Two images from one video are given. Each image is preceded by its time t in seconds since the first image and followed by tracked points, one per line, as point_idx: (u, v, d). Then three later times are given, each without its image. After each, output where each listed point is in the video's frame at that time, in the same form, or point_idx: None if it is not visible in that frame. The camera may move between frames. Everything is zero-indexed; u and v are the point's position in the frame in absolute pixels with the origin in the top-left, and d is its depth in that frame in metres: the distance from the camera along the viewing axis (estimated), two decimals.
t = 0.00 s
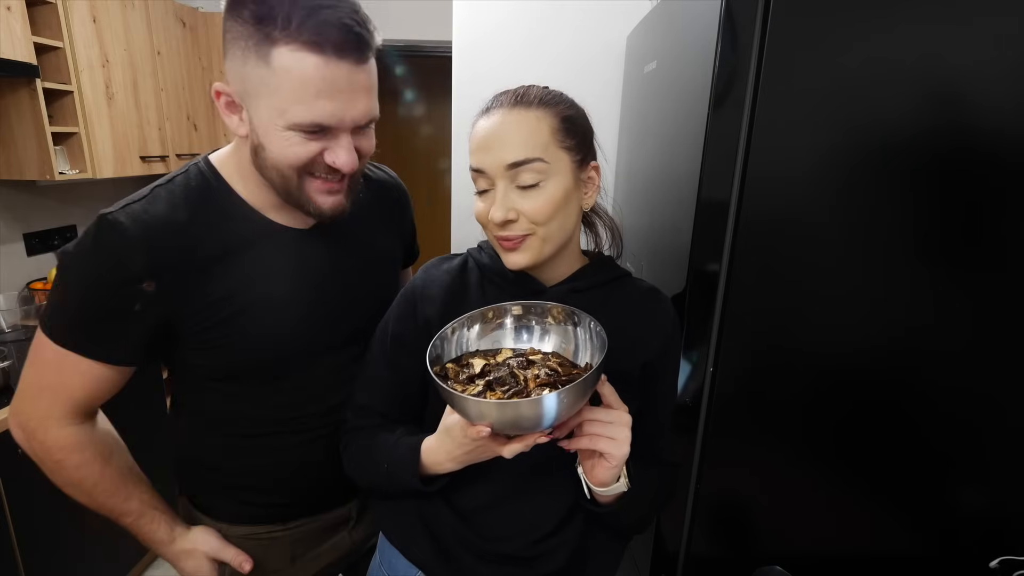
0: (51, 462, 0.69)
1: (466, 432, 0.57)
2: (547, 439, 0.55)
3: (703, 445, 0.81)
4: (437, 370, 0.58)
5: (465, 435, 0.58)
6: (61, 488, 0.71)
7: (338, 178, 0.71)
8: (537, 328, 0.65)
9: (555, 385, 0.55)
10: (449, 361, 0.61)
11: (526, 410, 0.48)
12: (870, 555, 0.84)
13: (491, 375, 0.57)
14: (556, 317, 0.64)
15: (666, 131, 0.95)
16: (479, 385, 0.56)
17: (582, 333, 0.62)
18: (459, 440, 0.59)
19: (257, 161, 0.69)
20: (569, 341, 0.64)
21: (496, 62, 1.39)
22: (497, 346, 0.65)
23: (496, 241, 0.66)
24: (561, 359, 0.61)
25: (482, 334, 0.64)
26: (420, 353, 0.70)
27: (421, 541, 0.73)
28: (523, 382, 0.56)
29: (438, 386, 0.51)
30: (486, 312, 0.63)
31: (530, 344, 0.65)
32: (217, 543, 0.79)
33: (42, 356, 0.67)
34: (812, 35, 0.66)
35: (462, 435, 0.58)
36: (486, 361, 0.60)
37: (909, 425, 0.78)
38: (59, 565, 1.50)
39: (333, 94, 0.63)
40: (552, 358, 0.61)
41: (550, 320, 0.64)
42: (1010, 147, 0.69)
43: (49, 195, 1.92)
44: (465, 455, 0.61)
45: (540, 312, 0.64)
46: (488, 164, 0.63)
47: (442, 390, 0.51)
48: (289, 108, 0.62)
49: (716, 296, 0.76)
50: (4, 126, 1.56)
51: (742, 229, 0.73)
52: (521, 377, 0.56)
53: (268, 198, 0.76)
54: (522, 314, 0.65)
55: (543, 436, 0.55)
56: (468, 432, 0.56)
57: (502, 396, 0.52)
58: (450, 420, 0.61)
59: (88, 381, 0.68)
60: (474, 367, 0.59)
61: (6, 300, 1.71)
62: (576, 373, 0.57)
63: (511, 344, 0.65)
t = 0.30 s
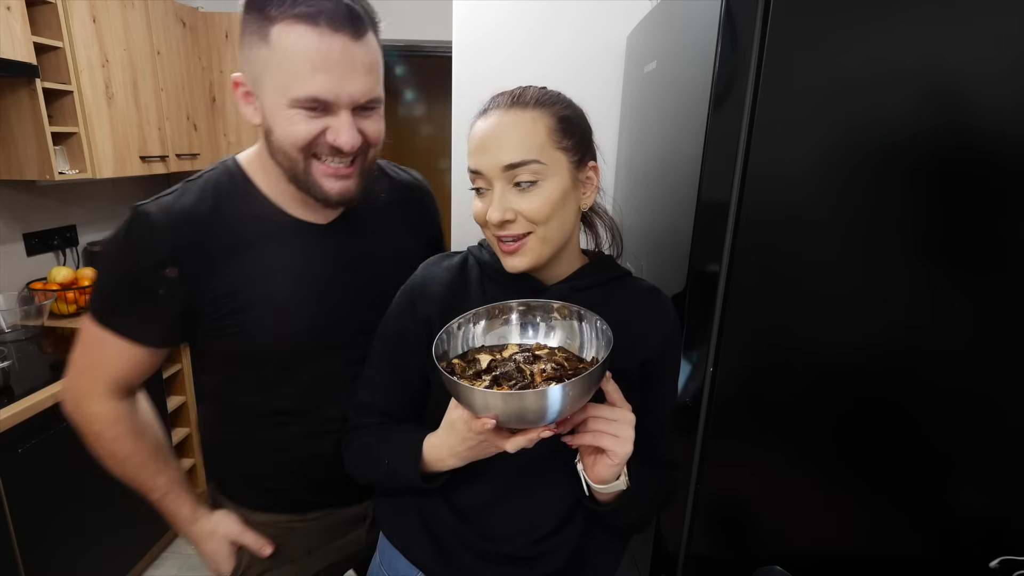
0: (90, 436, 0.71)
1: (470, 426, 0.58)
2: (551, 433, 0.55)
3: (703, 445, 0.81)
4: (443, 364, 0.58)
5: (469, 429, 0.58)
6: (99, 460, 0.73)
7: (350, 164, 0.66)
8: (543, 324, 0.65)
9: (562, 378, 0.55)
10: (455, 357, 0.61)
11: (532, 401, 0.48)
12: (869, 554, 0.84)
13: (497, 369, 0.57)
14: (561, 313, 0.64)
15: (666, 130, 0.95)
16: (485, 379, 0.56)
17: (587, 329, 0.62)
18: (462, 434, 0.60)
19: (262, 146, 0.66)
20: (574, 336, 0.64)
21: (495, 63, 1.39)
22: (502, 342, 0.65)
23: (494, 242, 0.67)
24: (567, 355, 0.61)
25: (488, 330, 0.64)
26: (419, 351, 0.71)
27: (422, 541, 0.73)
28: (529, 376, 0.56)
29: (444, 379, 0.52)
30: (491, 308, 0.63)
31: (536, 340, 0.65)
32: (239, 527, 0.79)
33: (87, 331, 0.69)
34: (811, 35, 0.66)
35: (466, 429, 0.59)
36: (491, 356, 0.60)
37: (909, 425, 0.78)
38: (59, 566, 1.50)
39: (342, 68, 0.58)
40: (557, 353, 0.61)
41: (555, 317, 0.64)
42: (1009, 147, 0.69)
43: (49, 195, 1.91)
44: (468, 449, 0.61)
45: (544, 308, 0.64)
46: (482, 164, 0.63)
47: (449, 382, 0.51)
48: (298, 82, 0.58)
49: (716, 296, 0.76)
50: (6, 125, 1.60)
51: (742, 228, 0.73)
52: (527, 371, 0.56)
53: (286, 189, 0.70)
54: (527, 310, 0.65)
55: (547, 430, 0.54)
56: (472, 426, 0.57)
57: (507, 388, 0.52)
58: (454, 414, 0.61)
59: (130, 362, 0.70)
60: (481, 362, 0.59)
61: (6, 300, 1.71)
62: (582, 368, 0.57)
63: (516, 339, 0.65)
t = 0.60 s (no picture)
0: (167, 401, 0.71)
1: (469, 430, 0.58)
2: (552, 436, 0.55)
3: (703, 445, 0.81)
4: (443, 368, 0.59)
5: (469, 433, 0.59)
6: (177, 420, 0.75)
7: (385, 154, 0.64)
8: (543, 327, 0.65)
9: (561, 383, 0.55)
10: (455, 360, 0.61)
11: (532, 406, 0.48)
12: (869, 554, 0.84)
13: (497, 372, 0.57)
14: (562, 316, 0.64)
15: (666, 129, 0.95)
16: (485, 383, 0.56)
17: (587, 333, 0.62)
18: (461, 438, 0.61)
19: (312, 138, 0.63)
20: (574, 339, 0.63)
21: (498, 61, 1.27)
22: (502, 345, 0.65)
23: (491, 243, 0.67)
24: (567, 358, 0.60)
25: (489, 333, 0.65)
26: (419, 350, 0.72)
27: (422, 539, 0.73)
28: (529, 380, 0.56)
29: (445, 383, 0.52)
30: (492, 311, 0.64)
31: (536, 343, 0.65)
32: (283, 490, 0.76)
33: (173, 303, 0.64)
34: (810, 35, 0.66)
35: (467, 432, 0.59)
36: (492, 359, 0.60)
37: (908, 426, 0.78)
38: (57, 564, 1.52)
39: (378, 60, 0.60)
40: (558, 356, 0.61)
41: (556, 319, 0.64)
42: (1008, 147, 0.69)
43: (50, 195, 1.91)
44: (468, 451, 0.61)
45: (545, 310, 0.64)
46: (478, 165, 0.63)
47: (449, 386, 0.51)
48: (337, 72, 0.60)
49: (716, 296, 0.76)
50: (6, 124, 1.59)
51: (742, 228, 0.73)
52: (526, 375, 0.56)
53: (338, 179, 0.64)
54: (528, 312, 0.65)
55: (549, 434, 0.55)
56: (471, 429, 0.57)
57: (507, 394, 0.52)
58: (454, 417, 0.61)
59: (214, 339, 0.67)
60: (481, 365, 0.59)
61: (7, 300, 1.71)
62: (582, 372, 0.57)
63: (517, 342, 0.65)
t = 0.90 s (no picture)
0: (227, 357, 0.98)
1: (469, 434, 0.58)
2: (550, 441, 0.56)
3: (703, 445, 0.81)
4: (441, 372, 0.59)
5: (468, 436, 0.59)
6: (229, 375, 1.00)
7: (407, 153, 0.74)
8: (540, 329, 0.65)
9: (559, 390, 0.54)
10: (453, 363, 0.61)
11: (531, 415, 0.48)
12: (868, 554, 0.84)
13: (495, 376, 0.57)
14: (560, 318, 0.64)
15: (666, 129, 0.95)
16: (482, 388, 0.56)
17: (585, 335, 0.62)
18: (460, 441, 0.60)
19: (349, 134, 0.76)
20: (572, 342, 0.64)
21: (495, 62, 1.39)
22: (500, 348, 0.65)
23: (490, 243, 0.67)
24: (564, 361, 0.61)
25: (486, 336, 0.64)
26: (420, 351, 0.71)
27: (422, 539, 0.73)
28: (526, 385, 0.55)
29: (443, 392, 0.51)
30: (491, 313, 0.63)
31: (533, 345, 0.65)
32: (298, 460, 1.01)
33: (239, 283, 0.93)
34: (811, 35, 0.66)
35: (465, 436, 0.59)
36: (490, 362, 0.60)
37: (908, 425, 0.78)
38: (56, 564, 1.49)
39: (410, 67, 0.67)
40: (555, 359, 0.61)
41: (554, 322, 0.64)
42: (1009, 147, 0.69)
43: (49, 195, 1.92)
44: (466, 453, 0.61)
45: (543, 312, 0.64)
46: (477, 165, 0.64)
47: (448, 395, 0.51)
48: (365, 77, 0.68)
49: (716, 296, 0.76)
50: (5, 125, 1.56)
51: (742, 228, 0.73)
52: (524, 379, 0.56)
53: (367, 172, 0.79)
54: (527, 314, 0.65)
55: (547, 438, 0.55)
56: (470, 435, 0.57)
57: (505, 403, 0.52)
58: (452, 420, 0.61)
59: (264, 310, 0.95)
60: (478, 368, 0.59)
61: (6, 300, 1.70)
62: (580, 376, 0.56)
63: (514, 345, 0.65)
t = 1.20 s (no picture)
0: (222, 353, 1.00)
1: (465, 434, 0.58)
2: (545, 442, 0.56)
3: (702, 444, 0.81)
4: (437, 374, 0.59)
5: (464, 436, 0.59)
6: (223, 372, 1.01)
7: (410, 137, 0.82)
8: (537, 330, 0.65)
9: (555, 389, 0.55)
10: (449, 366, 0.62)
11: (526, 416, 0.48)
12: (868, 553, 0.84)
13: (491, 377, 0.57)
14: (556, 318, 0.64)
15: (666, 130, 0.95)
16: (477, 389, 0.56)
17: (581, 335, 0.62)
18: (458, 441, 0.60)
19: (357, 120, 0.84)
20: (568, 344, 0.64)
21: (495, 61, 1.38)
22: (497, 349, 0.65)
23: (492, 243, 0.67)
24: (561, 363, 0.61)
25: (483, 337, 0.64)
26: (420, 351, 0.71)
27: (422, 537, 0.73)
28: (522, 386, 0.56)
29: (438, 392, 0.52)
30: (488, 314, 0.63)
31: (530, 347, 0.65)
32: (293, 458, 1.01)
33: (237, 278, 0.94)
34: (811, 36, 0.66)
35: (461, 436, 0.60)
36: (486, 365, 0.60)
37: (908, 425, 0.78)
38: (57, 564, 1.49)
39: (421, 53, 0.78)
40: (551, 361, 0.61)
41: (551, 323, 0.64)
42: (1009, 147, 0.69)
43: (49, 195, 1.92)
44: (463, 455, 0.61)
45: (539, 313, 0.64)
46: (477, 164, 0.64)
47: (443, 394, 0.51)
48: (373, 63, 0.79)
49: (716, 296, 0.76)
50: (5, 126, 1.56)
51: (742, 229, 0.73)
52: (520, 380, 0.56)
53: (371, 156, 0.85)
54: (523, 315, 0.64)
55: (542, 440, 0.55)
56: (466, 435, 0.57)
57: (500, 403, 0.52)
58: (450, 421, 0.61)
59: (264, 305, 0.97)
60: (475, 370, 0.59)
61: (6, 300, 1.70)
62: (575, 377, 0.56)
63: (510, 348, 0.65)
